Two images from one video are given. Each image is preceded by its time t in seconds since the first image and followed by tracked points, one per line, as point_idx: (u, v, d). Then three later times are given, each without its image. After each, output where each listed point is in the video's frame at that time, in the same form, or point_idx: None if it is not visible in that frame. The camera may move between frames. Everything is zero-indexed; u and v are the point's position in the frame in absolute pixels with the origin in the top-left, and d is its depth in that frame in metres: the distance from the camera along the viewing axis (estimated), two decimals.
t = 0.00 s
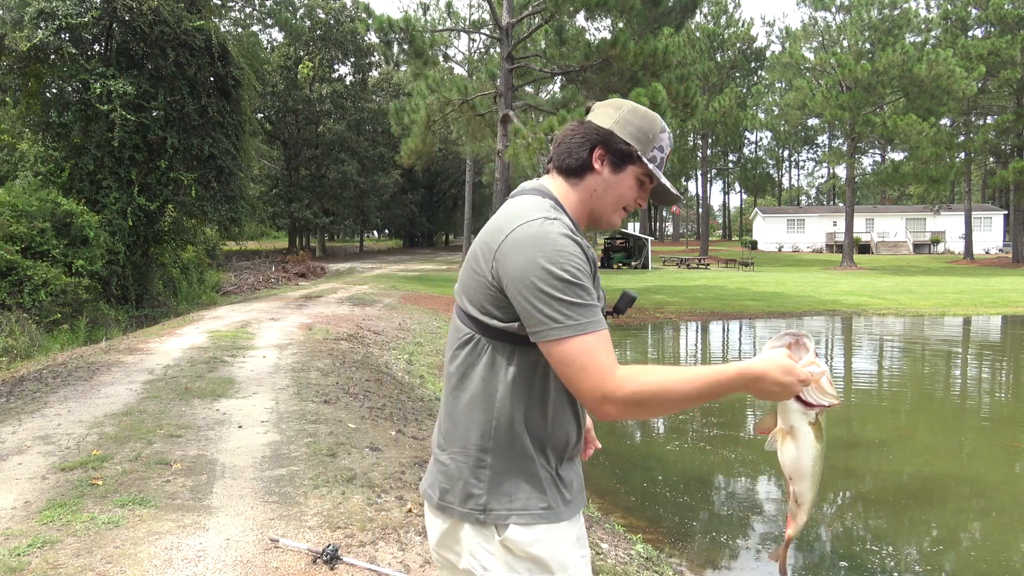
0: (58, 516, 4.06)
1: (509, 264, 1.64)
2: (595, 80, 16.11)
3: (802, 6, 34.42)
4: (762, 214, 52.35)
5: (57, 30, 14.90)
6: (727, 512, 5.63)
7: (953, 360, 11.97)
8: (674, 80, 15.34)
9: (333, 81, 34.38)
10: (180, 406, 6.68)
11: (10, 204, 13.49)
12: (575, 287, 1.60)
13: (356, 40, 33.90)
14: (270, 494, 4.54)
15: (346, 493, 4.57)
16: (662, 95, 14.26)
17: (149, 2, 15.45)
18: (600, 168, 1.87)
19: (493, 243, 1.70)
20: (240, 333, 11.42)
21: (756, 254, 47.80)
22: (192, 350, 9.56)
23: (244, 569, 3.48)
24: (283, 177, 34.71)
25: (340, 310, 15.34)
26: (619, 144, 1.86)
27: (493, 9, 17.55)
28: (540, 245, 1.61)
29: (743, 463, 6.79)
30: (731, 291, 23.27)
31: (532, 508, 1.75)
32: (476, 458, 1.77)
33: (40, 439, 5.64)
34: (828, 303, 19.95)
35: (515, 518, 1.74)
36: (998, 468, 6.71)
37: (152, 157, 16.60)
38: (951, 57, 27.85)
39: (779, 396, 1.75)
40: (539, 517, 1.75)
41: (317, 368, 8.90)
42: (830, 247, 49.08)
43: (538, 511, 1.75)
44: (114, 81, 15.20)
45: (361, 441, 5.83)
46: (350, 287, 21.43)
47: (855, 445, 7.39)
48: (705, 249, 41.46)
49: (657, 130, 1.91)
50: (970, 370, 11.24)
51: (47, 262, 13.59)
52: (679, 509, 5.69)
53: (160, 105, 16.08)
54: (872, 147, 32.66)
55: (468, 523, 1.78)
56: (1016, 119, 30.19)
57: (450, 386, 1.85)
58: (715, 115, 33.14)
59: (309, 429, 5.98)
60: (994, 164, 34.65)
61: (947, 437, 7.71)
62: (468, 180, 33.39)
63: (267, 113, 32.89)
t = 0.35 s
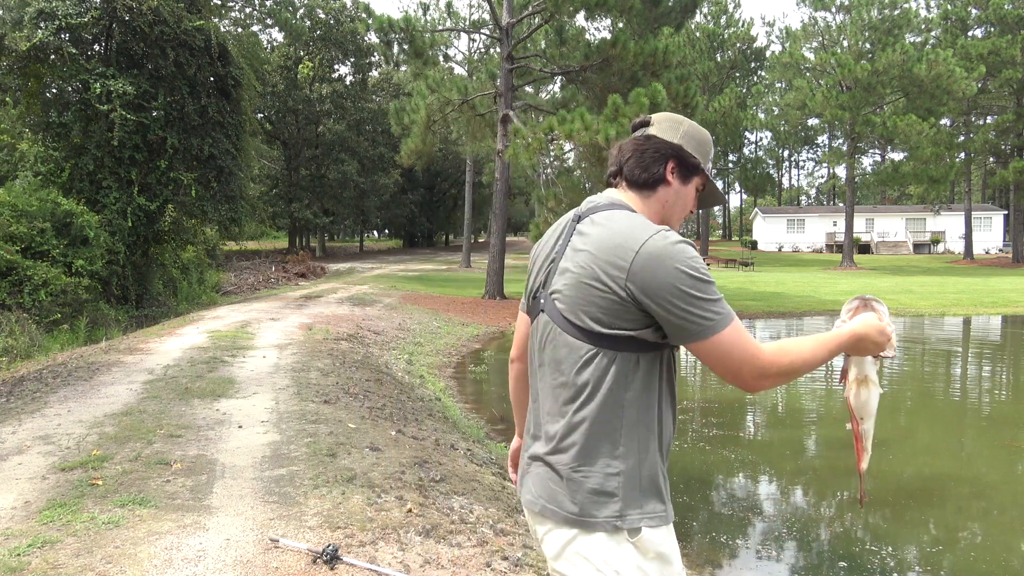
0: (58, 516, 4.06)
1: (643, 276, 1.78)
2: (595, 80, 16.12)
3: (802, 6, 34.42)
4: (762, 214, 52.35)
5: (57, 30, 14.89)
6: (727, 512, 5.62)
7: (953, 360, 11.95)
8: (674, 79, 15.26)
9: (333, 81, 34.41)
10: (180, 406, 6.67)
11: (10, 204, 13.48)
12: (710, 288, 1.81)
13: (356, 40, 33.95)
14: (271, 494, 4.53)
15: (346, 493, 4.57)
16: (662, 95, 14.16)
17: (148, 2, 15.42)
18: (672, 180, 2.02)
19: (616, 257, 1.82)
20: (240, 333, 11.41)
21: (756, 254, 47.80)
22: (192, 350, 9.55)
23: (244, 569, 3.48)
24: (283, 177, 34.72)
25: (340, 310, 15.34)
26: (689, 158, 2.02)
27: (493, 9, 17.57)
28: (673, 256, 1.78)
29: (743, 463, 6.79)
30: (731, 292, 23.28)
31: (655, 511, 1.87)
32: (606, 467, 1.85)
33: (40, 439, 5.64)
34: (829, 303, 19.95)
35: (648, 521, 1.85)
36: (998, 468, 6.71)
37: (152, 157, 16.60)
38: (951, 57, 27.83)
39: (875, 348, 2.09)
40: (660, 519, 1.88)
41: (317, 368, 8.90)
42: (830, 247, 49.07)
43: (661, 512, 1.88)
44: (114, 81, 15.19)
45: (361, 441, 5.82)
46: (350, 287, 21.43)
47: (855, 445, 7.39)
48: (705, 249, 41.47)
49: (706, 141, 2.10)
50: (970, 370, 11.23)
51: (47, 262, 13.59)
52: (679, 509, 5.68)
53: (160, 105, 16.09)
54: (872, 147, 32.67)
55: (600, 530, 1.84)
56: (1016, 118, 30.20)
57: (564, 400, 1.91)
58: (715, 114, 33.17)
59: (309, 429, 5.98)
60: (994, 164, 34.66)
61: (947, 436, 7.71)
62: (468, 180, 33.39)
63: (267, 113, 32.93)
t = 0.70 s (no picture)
0: (58, 516, 4.06)
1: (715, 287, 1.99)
2: (595, 80, 16.12)
3: (802, 5, 34.39)
4: (762, 214, 52.33)
5: (57, 30, 14.74)
6: (725, 511, 5.66)
7: (953, 360, 11.97)
8: (674, 80, 15.24)
9: (333, 81, 34.47)
10: (180, 406, 6.68)
11: (10, 204, 13.53)
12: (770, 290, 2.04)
13: (356, 40, 34.17)
14: (270, 494, 4.54)
15: (346, 493, 4.57)
16: (662, 96, 14.14)
17: (148, 2, 15.37)
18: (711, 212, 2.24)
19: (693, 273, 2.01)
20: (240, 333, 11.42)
21: (756, 254, 47.79)
22: (192, 350, 9.56)
23: (244, 569, 3.47)
24: (282, 177, 34.72)
25: (341, 310, 15.36)
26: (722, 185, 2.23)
27: (493, 9, 17.58)
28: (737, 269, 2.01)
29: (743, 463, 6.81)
30: (731, 291, 23.28)
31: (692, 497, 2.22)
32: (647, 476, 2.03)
33: (40, 439, 5.64)
34: (829, 304, 19.95)
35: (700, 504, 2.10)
36: (997, 467, 6.74)
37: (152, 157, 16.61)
38: (952, 57, 27.80)
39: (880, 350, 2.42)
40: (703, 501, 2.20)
41: (317, 368, 8.91)
42: (830, 247, 49.04)
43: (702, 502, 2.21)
44: (114, 81, 15.18)
45: (361, 441, 5.83)
46: (350, 287, 21.44)
47: (855, 444, 7.41)
48: (705, 249, 41.47)
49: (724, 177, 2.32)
50: (970, 370, 11.25)
51: (47, 262, 13.60)
52: (679, 509, 5.70)
53: (160, 104, 16.10)
54: (872, 147, 32.69)
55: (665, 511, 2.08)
56: (1016, 118, 30.18)
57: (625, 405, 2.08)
58: (715, 114, 33.18)
59: (309, 429, 5.98)
60: (994, 164, 34.66)
61: (946, 436, 7.73)
62: (468, 180, 33.39)
63: (267, 113, 32.94)
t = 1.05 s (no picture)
0: (58, 516, 4.06)
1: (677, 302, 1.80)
2: (596, 80, 16.12)
3: (802, 6, 34.37)
4: (761, 214, 52.32)
5: (57, 30, 14.73)
6: (724, 511, 5.65)
7: (953, 360, 11.96)
8: (674, 80, 15.24)
9: (333, 81, 34.51)
10: (180, 406, 6.67)
11: (10, 205, 13.54)
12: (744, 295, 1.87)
13: (356, 40, 34.16)
14: (270, 494, 4.54)
15: (346, 493, 4.57)
16: (662, 96, 14.12)
17: (148, 2, 15.36)
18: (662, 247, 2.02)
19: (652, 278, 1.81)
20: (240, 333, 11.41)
21: (756, 254, 47.77)
22: (192, 350, 9.56)
23: (244, 569, 3.47)
24: (282, 177, 34.74)
25: (340, 310, 15.35)
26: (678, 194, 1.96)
27: (493, 9, 17.57)
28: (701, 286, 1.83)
29: (743, 464, 6.81)
30: (731, 291, 23.27)
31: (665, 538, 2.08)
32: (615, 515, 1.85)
33: (41, 439, 5.64)
34: (829, 304, 19.95)
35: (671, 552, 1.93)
36: (998, 467, 6.72)
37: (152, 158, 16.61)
38: (952, 57, 27.79)
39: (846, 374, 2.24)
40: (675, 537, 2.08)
41: (317, 368, 8.90)
42: (830, 247, 49.02)
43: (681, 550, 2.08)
44: (114, 81, 15.17)
45: (361, 441, 5.83)
46: (350, 286, 21.44)
47: (855, 444, 7.41)
48: (705, 249, 41.48)
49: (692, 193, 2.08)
50: (970, 370, 11.24)
51: (47, 262, 13.59)
52: (679, 509, 5.70)
53: (160, 104, 16.10)
54: (872, 147, 32.70)
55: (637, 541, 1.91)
56: (1016, 118, 30.16)
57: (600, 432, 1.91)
58: (715, 114, 33.16)
59: (309, 429, 5.98)
60: (994, 164, 34.65)
61: (946, 436, 7.72)
62: (468, 180, 33.36)
63: (267, 113, 32.97)
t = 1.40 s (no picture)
0: (58, 516, 4.06)
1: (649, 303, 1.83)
2: (595, 80, 16.12)
3: (802, 6, 34.33)
4: (762, 214, 52.30)
5: (57, 30, 14.73)
6: (724, 511, 5.65)
7: (953, 360, 11.95)
8: (674, 79, 15.22)
9: (333, 81, 34.53)
10: (180, 406, 6.67)
11: (10, 204, 13.54)
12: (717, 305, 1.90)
13: (355, 40, 34.15)
14: (271, 494, 4.54)
15: (346, 493, 4.57)
16: (662, 96, 14.12)
17: (148, 2, 15.35)
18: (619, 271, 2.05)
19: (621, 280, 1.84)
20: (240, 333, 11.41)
21: (757, 254, 47.75)
22: (192, 350, 9.56)
23: (244, 569, 3.47)
24: (282, 177, 34.73)
25: (340, 310, 15.36)
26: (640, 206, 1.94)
27: (493, 9, 17.57)
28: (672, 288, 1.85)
29: (743, 463, 6.81)
30: (731, 291, 23.27)
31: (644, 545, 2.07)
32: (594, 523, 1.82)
33: (41, 439, 5.64)
34: (829, 303, 19.94)
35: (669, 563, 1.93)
36: (998, 468, 6.72)
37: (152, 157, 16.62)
38: (952, 57, 27.79)
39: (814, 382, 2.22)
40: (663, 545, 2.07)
41: (317, 368, 8.90)
42: (830, 247, 49.01)
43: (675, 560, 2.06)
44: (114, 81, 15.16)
45: (361, 441, 5.82)
46: (350, 286, 21.45)
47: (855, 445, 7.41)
48: (705, 249, 41.49)
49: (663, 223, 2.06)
50: (970, 370, 11.24)
51: (47, 262, 13.60)
52: (679, 509, 5.69)
53: (160, 104, 16.09)
54: (872, 147, 32.71)
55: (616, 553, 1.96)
56: (1016, 118, 30.15)
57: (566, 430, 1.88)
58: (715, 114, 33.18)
59: (309, 429, 5.98)
60: (994, 164, 34.64)
61: (946, 436, 7.72)
62: (468, 180, 33.35)
63: (267, 113, 32.99)
